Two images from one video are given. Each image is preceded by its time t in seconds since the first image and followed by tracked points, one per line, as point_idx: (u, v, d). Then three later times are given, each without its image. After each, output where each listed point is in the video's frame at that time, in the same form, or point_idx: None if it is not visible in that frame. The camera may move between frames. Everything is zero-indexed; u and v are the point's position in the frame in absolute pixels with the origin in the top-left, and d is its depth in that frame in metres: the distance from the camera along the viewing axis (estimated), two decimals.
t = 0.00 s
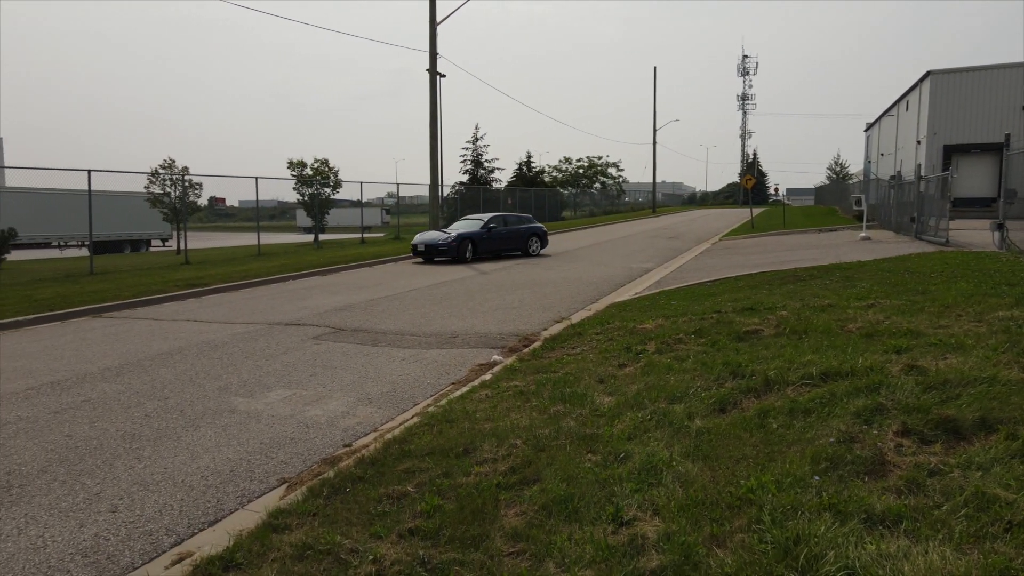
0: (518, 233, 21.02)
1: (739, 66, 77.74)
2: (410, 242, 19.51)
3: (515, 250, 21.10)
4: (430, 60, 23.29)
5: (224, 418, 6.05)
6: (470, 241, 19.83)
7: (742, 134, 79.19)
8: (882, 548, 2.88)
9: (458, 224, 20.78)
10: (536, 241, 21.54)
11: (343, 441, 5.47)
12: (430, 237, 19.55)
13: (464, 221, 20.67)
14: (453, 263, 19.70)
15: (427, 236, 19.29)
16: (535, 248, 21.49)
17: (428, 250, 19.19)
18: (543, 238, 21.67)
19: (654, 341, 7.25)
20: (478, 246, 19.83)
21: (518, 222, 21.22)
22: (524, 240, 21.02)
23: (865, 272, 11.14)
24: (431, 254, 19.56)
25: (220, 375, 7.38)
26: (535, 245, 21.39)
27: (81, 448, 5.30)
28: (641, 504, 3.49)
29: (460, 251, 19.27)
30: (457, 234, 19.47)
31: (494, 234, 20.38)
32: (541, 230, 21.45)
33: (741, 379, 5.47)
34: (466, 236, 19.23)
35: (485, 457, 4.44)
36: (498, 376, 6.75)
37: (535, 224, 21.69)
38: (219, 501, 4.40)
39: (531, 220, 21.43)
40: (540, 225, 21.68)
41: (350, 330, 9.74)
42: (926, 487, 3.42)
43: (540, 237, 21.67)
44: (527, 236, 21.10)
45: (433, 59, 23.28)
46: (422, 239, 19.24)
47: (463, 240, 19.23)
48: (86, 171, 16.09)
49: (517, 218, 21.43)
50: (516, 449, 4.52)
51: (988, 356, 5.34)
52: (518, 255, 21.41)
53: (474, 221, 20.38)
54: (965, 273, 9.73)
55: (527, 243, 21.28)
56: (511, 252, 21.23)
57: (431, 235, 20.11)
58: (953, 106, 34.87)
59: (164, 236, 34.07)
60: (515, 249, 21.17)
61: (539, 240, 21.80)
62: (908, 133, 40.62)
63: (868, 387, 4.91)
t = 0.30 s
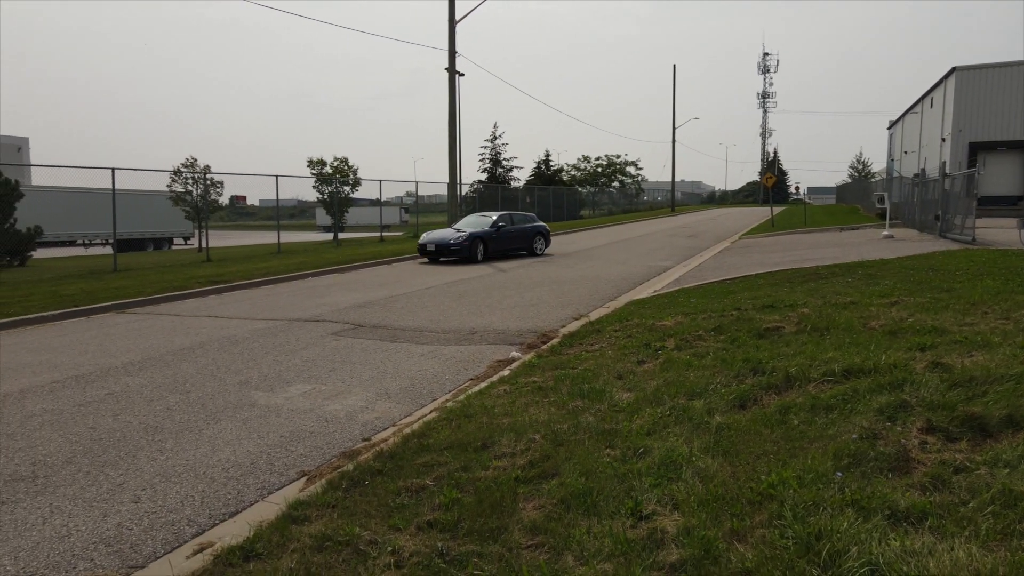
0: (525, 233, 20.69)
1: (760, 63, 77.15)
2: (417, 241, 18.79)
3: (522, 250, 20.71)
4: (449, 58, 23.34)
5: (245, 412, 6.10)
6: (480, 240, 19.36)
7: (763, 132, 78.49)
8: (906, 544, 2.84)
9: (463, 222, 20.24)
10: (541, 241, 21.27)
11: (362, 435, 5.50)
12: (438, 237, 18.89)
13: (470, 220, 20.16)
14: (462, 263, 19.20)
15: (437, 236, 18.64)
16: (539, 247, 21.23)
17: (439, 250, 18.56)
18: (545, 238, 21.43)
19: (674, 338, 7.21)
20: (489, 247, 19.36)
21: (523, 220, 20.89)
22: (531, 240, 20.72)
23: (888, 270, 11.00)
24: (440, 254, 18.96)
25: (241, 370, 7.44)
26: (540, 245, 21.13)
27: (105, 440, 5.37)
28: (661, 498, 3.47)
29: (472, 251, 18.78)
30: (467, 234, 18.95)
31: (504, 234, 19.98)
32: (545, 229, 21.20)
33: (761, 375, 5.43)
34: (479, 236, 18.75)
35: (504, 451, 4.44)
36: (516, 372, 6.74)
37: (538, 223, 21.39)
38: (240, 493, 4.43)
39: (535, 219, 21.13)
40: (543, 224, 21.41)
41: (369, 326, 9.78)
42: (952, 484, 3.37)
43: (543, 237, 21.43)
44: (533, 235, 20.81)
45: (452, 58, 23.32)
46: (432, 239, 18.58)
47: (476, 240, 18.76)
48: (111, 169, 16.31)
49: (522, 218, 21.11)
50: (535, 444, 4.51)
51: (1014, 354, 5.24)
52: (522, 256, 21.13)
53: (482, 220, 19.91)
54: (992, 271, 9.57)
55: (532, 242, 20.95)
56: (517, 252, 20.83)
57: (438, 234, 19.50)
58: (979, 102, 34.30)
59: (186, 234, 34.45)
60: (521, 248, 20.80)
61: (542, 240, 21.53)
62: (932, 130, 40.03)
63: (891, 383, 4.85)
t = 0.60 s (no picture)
0: (532, 232, 20.19)
1: (780, 61, 76.48)
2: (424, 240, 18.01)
3: (529, 249, 20.12)
4: (467, 57, 23.35)
5: (265, 405, 6.15)
6: (488, 239, 18.77)
7: (782, 130, 77.77)
8: (929, 539, 2.80)
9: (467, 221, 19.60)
10: (546, 239, 20.77)
11: (380, 429, 5.52)
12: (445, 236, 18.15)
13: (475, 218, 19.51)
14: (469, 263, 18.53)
15: (445, 235, 17.98)
16: (545, 246, 20.70)
17: (448, 249, 17.87)
18: (549, 237, 20.94)
19: (693, 334, 7.16)
20: (498, 246, 18.79)
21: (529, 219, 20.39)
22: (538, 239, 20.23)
23: (911, 267, 10.86)
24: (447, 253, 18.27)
25: (261, 364, 7.50)
26: (544, 245, 20.66)
27: (127, 431, 5.43)
28: (679, 492, 3.45)
29: (482, 250, 18.17)
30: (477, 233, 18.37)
31: (513, 233, 19.45)
32: (550, 228, 20.76)
33: (781, 371, 5.38)
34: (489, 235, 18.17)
35: (522, 445, 4.43)
36: (533, 368, 6.74)
37: (542, 222, 20.91)
38: (259, 485, 4.46)
39: (539, 218, 20.64)
40: (546, 222, 20.95)
41: (387, 322, 9.82)
42: (977, 480, 3.31)
43: (547, 236, 20.94)
44: (539, 234, 20.29)
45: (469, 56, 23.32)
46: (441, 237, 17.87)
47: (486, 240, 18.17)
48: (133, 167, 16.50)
49: (527, 216, 20.58)
50: (553, 438, 4.50)
51: None
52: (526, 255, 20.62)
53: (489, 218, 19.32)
54: (1017, 268, 9.41)
55: (538, 241, 20.40)
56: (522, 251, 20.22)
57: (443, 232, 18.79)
58: (1004, 98, 33.72)
59: (207, 232, 34.80)
60: (527, 247, 20.21)
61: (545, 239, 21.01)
62: (956, 127, 39.43)
63: (914, 380, 4.78)
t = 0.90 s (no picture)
0: (539, 229, 19.58)
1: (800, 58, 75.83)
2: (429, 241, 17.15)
3: (534, 248, 19.39)
4: (484, 55, 23.36)
5: (283, 398, 6.19)
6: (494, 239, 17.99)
7: (801, 128, 77.14)
8: (953, 534, 2.75)
9: (470, 219, 18.84)
10: (549, 238, 20.12)
11: (397, 422, 5.53)
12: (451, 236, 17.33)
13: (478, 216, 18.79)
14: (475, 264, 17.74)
15: (451, 235, 17.15)
16: (549, 245, 20.05)
17: (455, 249, 17.14)
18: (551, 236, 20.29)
19: (711, 330, 7.11)
20: (506, 245, 18.13)
21: (532, 216, 19.77)
22: (545, 238, 19.63)
23: (932, 264, 10.72)
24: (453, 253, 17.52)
25: (280, 358, 7.56)
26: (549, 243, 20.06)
27: (148, 423, 5.50)
28: (698, 485, 3.42)
29: (490, 250, 17.49)
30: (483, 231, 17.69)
31: (520, 231, 18.81)
32: (552, 225, 20.17)
33: (801, 367, 5.33)
34: (497, 234, 17.50)
35: (538, 438, 4.42)
36: (550, 363, 6.72)
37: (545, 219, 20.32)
38: (278, 476, 4.49)
39: (542, 216, 19.99)
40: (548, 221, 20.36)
41: (404, 318, 9.85)
42: (1003, 475, 3.26)
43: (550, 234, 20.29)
44: (543, 232, 19.62)
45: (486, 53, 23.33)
46: (448, 237, 17.14)
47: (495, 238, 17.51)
48: (154, 165, 16.69)
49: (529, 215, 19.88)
50: (569, 431, 4.49)
51: None
52: (530, 255, 20.01)
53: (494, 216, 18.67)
54: None
55: (542, 240, 19.70)
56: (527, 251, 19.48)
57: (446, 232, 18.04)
58: None
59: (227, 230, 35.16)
60: (531, 247, 19.50)
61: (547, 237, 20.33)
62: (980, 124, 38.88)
63: (937, 375, 4.71)
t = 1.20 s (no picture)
0: (544, 229, 18.93)
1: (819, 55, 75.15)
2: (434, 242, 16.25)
3: (541, 248, 18.67)
4: (500, 53, 23.35)
5: (301, 392, 6.23)
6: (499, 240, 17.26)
7: (821, 126, 76.40)
8: (977, 528, 2.70)
9: (472, 218, 18.05)
10: (552, 238, 19.54)
11: (413, 416, 5.54)
12: (456, 237, 16.48)
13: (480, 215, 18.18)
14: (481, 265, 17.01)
15: (458, 235, 16.33)
16: (553, 244, 19.48)
17: (463, 250, 16.46)
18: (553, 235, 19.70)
19: (729, 326, 7.05)
20: (512, 245, 17.48)
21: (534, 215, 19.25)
22: (549, 237, 19.13)
23: (955, 261, 10.56)
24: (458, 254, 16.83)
25: (297, 353, 7.60)
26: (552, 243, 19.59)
27: (168, 415, 5.55)
28: (715, 479, 3.39)
29: (497, 249, 16.90)
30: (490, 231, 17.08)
31: (526, 230, 18.26)
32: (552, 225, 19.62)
33: (820, 363, 5.27)
34: (504, 234, 16.85)
35: (555, 432, 4.40)
36: (567, 358, 6.71)
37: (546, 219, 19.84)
38: (295, 468, 4.51)
39: (544, 216, 19.41)
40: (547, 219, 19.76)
41: (420, 314, 9.86)
42: None
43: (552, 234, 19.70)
44: (547, 232, 18.97)
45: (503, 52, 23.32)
46: (455, 237, 16.44)
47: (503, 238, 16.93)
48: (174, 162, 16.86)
49: (532, 215, 19.20)
50: (586, 425, 4.47)
51: None
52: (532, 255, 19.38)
53: (498, 215, 18.06)
54: None
55: (547, 240, 19.05)
56: (532, 251, 18.76)
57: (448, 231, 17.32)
58: None
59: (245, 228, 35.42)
60: (536, 247, 18.80)
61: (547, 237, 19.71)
62: (1004, 122, 38.29)
63: (960, 371, 4.64)
